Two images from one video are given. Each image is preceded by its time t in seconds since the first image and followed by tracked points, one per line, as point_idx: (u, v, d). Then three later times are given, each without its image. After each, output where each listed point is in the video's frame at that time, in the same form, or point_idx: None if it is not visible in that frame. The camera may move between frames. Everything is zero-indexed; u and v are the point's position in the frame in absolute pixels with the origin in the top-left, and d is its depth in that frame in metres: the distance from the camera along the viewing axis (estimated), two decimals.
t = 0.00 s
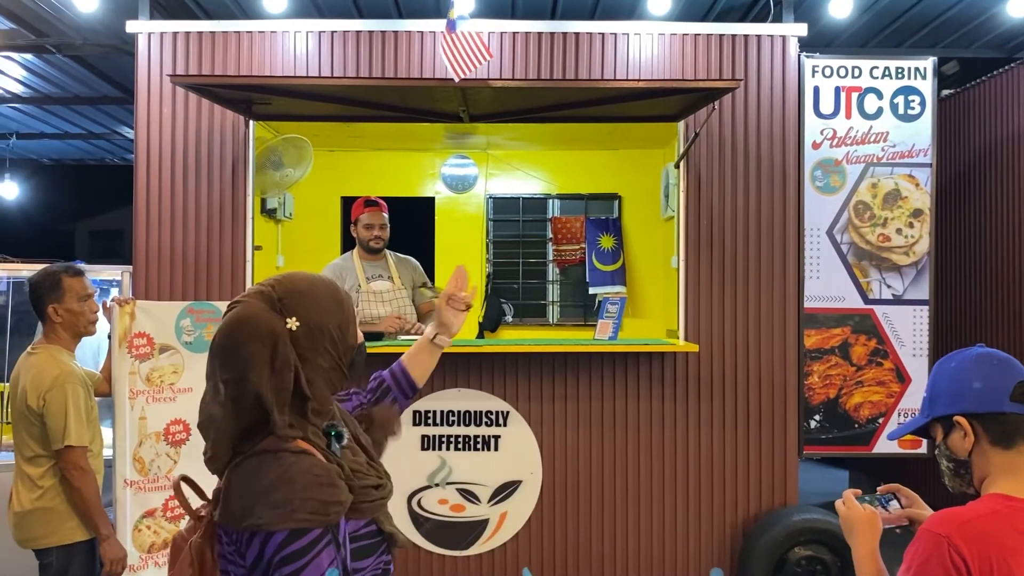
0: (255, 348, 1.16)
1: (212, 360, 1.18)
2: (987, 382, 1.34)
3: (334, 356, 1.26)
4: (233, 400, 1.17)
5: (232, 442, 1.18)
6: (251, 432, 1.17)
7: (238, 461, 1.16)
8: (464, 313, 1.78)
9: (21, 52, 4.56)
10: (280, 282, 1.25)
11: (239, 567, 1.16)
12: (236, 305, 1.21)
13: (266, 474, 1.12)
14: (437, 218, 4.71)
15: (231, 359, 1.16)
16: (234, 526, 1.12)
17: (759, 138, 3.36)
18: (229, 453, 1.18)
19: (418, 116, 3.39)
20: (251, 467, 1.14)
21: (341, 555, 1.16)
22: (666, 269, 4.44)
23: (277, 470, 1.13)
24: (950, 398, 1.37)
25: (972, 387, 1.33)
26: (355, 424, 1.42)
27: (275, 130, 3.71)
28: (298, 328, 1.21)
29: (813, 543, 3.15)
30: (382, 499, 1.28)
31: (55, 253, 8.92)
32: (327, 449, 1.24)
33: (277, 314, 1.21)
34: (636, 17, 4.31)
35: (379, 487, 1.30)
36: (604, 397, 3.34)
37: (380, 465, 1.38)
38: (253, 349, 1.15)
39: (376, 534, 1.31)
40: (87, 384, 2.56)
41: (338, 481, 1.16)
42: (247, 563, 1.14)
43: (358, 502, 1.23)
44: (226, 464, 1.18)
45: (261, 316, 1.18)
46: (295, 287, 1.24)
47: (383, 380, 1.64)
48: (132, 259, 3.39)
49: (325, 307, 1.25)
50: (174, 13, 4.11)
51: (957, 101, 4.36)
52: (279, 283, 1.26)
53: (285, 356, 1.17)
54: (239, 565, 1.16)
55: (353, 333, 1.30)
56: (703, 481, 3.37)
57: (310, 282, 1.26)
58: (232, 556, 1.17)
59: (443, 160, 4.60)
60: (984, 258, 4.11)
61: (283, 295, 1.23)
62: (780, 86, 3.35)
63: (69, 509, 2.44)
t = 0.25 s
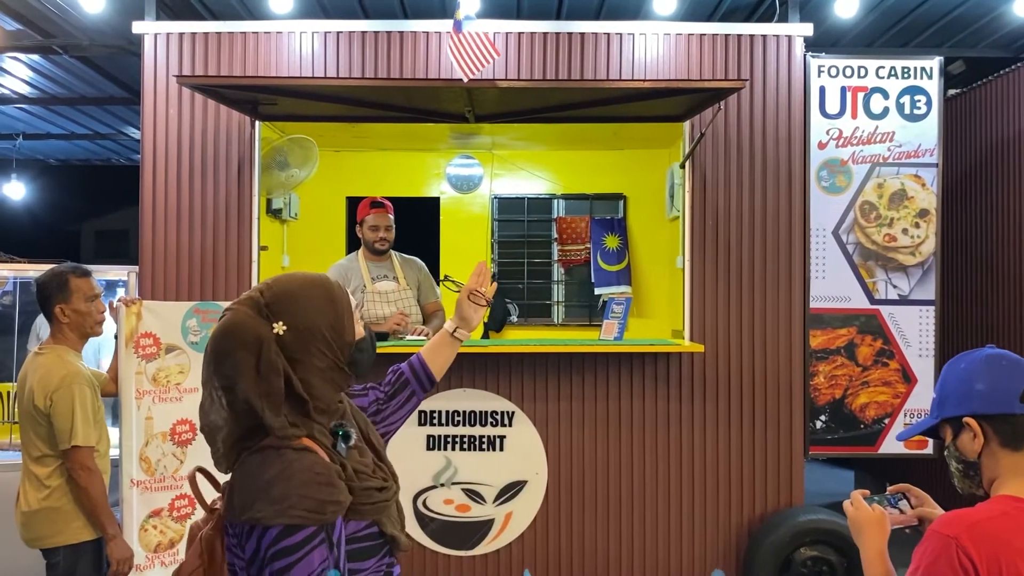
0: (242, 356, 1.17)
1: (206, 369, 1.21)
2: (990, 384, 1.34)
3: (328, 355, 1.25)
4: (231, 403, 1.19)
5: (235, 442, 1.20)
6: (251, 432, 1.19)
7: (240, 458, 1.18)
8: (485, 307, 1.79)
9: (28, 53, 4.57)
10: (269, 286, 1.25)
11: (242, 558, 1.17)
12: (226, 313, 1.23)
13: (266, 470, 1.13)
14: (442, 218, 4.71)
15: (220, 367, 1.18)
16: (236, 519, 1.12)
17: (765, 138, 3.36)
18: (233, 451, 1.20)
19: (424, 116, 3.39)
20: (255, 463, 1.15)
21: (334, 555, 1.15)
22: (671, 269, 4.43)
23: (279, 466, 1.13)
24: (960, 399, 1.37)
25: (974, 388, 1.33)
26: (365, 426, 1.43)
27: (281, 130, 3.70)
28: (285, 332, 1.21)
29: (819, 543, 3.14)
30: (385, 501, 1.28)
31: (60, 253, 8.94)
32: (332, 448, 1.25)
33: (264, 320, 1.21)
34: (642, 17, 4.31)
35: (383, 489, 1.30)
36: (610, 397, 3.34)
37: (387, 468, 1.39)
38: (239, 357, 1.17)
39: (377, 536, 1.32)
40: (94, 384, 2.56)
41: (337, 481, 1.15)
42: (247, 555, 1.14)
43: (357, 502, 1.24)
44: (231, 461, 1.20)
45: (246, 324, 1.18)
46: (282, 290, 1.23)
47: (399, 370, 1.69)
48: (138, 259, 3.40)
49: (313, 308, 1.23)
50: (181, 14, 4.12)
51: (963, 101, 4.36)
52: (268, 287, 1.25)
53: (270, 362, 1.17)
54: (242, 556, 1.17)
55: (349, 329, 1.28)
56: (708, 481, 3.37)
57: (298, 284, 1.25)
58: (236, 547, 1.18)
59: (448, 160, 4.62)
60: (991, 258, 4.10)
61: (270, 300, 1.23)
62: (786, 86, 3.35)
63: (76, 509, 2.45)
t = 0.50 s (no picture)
0: (242, 356, 1.24)
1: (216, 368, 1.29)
2: (989, 382, 1.35)
3: (330, 348, 1.29)
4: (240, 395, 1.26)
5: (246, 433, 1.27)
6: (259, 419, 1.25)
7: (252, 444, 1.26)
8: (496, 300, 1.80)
9: (33, 53, 4.58)
10: (271, 286, 1.30)
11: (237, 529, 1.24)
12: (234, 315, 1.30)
13: (271, 451, 1.20)
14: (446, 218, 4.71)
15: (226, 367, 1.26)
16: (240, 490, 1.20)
17: (771, 139, 3.35)
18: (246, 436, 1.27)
19: (429, 117, 3.39)
20: (267, 443, 1.22)
21: (319, 541, 1.18)
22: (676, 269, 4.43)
23: (286, 448, 1.20)
24: (971, 401, 1.37)
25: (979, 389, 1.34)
26: (385, 419, 1.48)
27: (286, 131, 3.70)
28: (283, 330, 1.26)
29: (825, 544, 3.13)
30: (389, 496, 1.32)
31: (64, 252, 8.93)
32: (344, 438, 1.30)
33: (263, 320, 1.27)
34: (646, 17, 4.31)
35: (389, 485, 1.33)
36: (616, 397, 3.34)
37: (400, 463, 1.43)
38: (240, 357, 1.24)
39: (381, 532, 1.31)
40: (101, 384, 2.57)
41: (337, 469, 1.20)
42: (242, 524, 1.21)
43: (358, 494, 1.28)
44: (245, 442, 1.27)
45: (245, 325, 1.25)
46: (282, 291, 1.28)
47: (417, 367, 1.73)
48: (144, 259, 3.41)
49: (312, 306, 1.28)
50: (186, 14, 4.13)
51: (969, 101, 4.35)
52: (271, 288, 1.31)
53: (267, 360, 1.23)
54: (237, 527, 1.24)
55: (352, 323, 1.31)
56: (713, 481, 3.36)
57: (296, 283, 1.30)
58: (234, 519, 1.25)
59: (453, 160, 4.61)
60: (996, 258, 4.09)
61: (270, 300, 1.28)
62: (792, 86, 3.34)
63: (83, 508, 2.46)
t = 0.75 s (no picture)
0: (246, 352, 1.27)
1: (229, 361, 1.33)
2: (990, 382, 1.36)
3: (333, 349, 1.29)
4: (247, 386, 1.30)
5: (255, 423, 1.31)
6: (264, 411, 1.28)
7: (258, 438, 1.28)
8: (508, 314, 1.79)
9: (37, 54, 4.59)
10: (282, 285, 1.32)
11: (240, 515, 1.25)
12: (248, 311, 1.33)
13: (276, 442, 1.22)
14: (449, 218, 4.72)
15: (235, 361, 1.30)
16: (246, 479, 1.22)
17: (774, 139, 3.35)
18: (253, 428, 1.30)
19: (432, 117, 3.39)
20: (276, 433, 1.24)
21: (318, 536, 1.19)
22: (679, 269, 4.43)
23: (292, 438, 1.21)
24: (976, 403, 1.37)
25: (982, 390, 1.34)
26: (394, 424, 1.48)
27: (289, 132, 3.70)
28: (288, 328, 1.28)
29: (829, 545, 3.13)
30: (391, 497, 1.31)
31: (68, 252, 8.95)
32: (352, 437, 1.30)
33: (271, 317, 1.29)
34: (649, 17, 4.31)
35: (392, 486, 1.33)
36: (618, 398, 3.34)
37: (406, 467, 1.43)
38: (244, 352, 1.27)
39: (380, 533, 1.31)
40: (104, 385, 2.58)
41: (342, 464, 1.21)
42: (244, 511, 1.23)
43: (358, 492, 1.28)
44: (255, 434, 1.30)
45: (251, 321, 1.27)
46: (290, 290, 1.30)
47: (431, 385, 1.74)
48: (148, 260, 3.42)
49: (316, 306, 1.28)
50: (190, 15, 4.14)
51: (972, 101, 4.34)
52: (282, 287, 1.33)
53: (269, 357, 1.24)
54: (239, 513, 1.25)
55: (358, 324, 1.31)
56: (716, 482, 3.36)
57: (305, 282, 1.31)
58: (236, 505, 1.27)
59: (456, 160, 4.62)
60: (1000, 258, 4.08)
61: (279, 298, 1.30)
62: (795, 87, 3.34)
63: (87, 508, 2.47)
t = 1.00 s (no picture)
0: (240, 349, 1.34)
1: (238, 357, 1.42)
2: (992, 383, 1.36)
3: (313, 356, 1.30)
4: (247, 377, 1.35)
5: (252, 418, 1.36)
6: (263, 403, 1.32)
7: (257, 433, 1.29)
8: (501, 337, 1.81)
9: (39, 54, 4.59)
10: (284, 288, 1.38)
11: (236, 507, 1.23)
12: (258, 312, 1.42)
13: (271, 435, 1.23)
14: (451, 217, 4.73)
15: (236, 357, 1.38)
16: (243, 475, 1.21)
17: (777, 139, 3.35)
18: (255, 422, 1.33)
19: (433, 117, 3.39)
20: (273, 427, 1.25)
21: (315, 531, 1.18)
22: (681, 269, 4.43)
23: (286, 430, 1.21)
24: (978, 404, 1.36)
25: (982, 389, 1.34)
26: (400, 424, 1.46)
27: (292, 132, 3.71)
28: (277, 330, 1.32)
29: (831, 545, 3.12)
30: (387, 495, 1.29)
31: (69, 252, 8.95)
32: (349, 434, 1.29)
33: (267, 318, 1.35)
34: (651, 17, 4.31)
35: (389, 485, 1.31)
36: (620, 398, 3.34)
37: (407, 467, 1.40)
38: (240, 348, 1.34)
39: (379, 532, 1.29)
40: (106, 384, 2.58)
41: (334, 459, 1.20)
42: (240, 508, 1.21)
43: (352, 488, 1.26)
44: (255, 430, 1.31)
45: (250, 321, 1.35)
46: (285, 292, 1.34)
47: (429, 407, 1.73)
48: (150, 260, 3.42)
49: (301, 309, 1.30)
50: (191, 15, 4.14)
51: (975, 101, 4.33)
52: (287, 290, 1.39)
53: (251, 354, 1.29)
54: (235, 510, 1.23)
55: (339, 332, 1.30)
56: (718, 482, 3.36)
57: (300, 286, 1.34)
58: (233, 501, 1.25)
59: (457, 160, 4.63)
60: (1002, 258, 4.08)
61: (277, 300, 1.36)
62: (798, 86, 3.34)
63: (89, 508, 2.47)
